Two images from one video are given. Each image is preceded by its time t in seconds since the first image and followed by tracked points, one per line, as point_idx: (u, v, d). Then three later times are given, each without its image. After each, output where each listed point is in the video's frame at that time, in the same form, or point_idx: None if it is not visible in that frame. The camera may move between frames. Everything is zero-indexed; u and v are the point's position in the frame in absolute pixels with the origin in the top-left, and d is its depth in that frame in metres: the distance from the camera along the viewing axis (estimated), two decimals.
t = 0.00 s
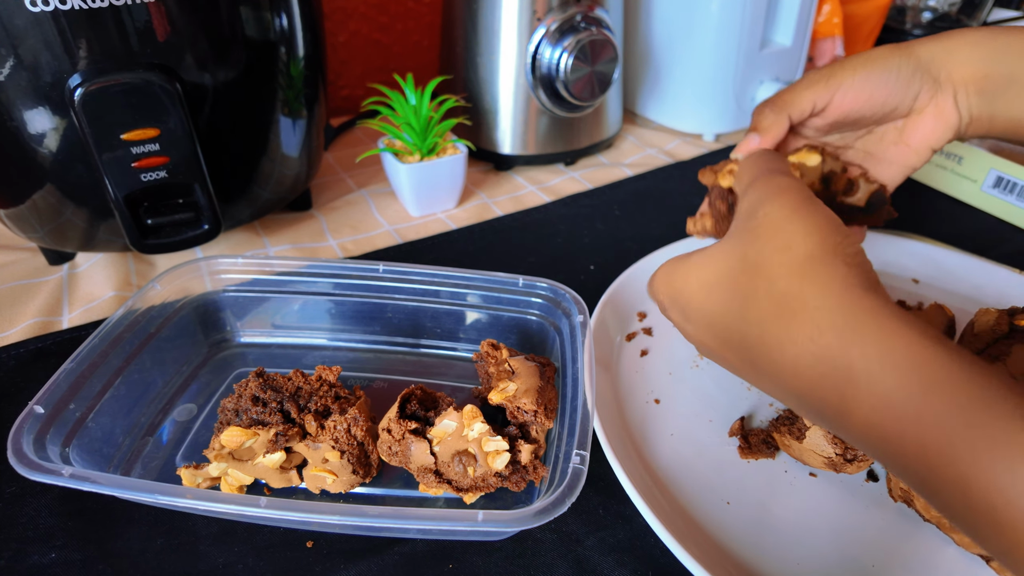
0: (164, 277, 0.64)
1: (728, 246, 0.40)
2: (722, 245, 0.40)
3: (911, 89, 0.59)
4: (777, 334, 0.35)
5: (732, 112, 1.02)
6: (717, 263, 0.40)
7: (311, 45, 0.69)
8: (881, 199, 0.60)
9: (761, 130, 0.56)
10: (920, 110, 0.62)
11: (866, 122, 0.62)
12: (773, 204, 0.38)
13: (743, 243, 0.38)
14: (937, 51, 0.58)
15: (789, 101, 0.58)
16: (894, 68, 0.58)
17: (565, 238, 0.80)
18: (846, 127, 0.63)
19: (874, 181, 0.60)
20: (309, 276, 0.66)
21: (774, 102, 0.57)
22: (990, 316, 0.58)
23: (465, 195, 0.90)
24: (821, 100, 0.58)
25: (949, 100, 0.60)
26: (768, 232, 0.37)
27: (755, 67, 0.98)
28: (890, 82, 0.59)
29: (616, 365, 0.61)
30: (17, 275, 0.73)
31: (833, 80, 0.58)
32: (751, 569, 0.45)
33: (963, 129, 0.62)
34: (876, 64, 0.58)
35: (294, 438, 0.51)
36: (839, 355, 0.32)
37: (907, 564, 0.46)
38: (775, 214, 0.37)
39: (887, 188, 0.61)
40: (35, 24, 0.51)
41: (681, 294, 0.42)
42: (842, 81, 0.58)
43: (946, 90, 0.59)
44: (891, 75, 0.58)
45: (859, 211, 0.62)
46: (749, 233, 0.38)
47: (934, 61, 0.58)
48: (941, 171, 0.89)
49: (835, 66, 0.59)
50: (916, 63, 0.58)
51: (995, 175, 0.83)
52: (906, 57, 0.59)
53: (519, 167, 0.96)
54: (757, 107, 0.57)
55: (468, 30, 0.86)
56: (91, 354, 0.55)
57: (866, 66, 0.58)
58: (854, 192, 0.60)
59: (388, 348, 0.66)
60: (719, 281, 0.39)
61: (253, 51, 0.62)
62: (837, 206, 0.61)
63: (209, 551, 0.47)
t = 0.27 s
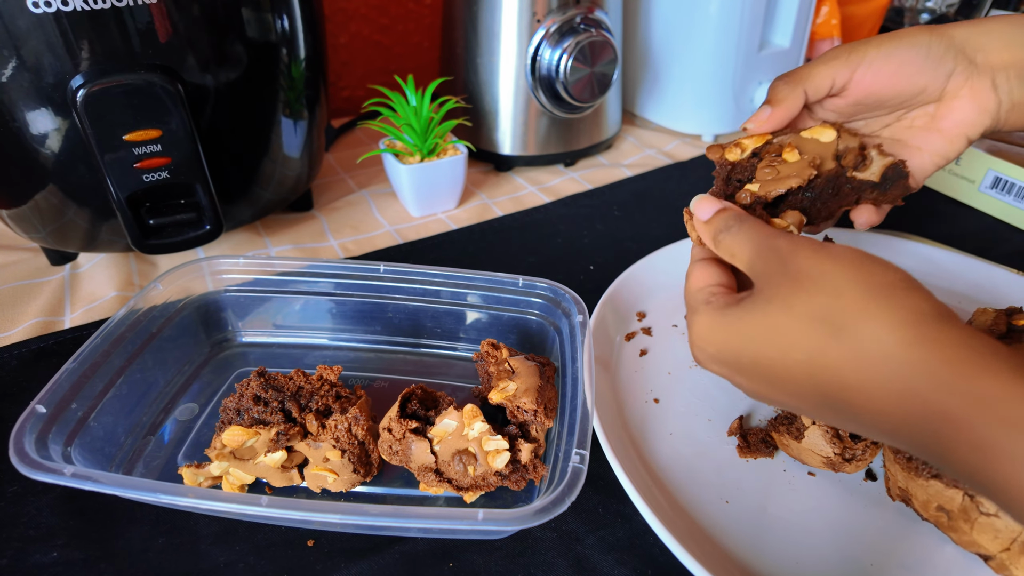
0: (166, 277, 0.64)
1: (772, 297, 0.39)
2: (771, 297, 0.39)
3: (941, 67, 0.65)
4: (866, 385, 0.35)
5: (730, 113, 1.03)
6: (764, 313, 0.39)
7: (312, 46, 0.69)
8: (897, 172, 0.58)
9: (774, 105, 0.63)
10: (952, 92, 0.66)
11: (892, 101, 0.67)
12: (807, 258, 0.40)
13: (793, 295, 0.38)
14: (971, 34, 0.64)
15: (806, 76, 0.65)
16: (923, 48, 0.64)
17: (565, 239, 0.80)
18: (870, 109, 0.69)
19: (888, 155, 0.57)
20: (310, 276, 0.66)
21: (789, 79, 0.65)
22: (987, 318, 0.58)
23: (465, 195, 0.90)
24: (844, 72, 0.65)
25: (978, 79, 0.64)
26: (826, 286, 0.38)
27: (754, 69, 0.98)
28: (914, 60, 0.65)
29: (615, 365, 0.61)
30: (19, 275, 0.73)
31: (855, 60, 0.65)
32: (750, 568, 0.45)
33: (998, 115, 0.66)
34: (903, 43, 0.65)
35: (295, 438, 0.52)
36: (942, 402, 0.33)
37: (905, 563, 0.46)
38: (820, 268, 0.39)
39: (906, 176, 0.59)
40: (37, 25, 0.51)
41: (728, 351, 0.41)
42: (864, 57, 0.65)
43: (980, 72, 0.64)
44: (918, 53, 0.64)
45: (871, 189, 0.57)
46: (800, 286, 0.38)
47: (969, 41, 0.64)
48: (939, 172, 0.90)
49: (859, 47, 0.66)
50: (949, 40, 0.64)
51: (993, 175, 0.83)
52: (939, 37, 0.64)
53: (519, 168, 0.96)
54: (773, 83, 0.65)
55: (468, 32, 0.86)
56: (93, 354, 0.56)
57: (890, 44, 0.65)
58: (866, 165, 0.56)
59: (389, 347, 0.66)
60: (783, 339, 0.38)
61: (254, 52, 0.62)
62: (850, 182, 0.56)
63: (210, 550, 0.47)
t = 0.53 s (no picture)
0: (166, 277, 0.64)
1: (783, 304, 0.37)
2: (782, 301, 0.37)
3: (1002, 21, 0.67)
4: (894, 387, 0.34)
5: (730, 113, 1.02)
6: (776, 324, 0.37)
7: (312, 46, 0.69)
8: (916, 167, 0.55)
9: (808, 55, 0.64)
10: (1008, 51, 0.70)
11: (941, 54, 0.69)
12: (815, 251, 0.37)
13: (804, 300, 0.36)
14: None
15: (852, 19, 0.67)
16: (985, 2, 0.66)
17: (565, 239, 0.80)
18: (913, 63, 0.72)
19: (911, 144, 0.55)
20: (310, 276, 0.66)
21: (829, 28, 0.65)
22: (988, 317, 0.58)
23: (465, 195, 0.90)
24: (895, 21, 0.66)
25: None
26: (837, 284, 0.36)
27: (754, 69, 0.98)
28: (973, 12, 0.66)
29: (615, 365, 0.61)
30: (19, 275, 0.73)
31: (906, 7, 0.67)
32: (751, 568, 0.45)
33: None
34: None
35: (295, 438, 0.52)
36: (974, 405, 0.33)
37: (905, 563, 0.46)
38: (833, 262, 0.36)
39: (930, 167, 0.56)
40: (37, 25, 0.51)
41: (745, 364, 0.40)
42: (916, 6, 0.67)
43: None
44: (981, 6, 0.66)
45: (888, 180, 0.54)
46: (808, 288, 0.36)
47: None
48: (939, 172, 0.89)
49: None
50: None
51: (993, 175, 0.83)
52: None
53: (519, 168, 0.96)
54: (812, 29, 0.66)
55: (468, 32, 0.86)
56: (93, 354, 0.56)
57: None
58: (888, 152, 0.54)
59: (389, 348, 0.66)
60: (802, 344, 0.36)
61: (254, 52, 0.62)
62: (867, 167, 0.53)
63: (210, 550, 0.47)
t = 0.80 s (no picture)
0: (164, 277, 0.63)
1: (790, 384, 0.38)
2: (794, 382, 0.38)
3: (992, 34, 0.69)
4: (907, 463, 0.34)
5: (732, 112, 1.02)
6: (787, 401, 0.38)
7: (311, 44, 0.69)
8: (942, 202, 0.54)
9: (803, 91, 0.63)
10: (998, 62, 0.72)
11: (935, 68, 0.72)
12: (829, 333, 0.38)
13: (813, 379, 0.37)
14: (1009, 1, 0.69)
15: (844, 49, 0.67)
16: (974, 17, 0.67)
17: (565, 239, 0.80)
18: (907, 81, 0.74)
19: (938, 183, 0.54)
20: (308, 276, 0.66)
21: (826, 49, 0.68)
22: (990, 317, 0.57)
23: (465, 195, 0.90)
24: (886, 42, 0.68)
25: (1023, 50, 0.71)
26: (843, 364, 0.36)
27: (755, 67, 0.97)
28: (964, 29, 0.68)
29: (616, 366, 0.61)
30: (17, 275, 0.73)
31: (897, 32, 0.67)
32: (752, 570, 0.45)
33: None
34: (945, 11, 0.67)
35: (293, 439, 0.51)
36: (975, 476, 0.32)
37: (907, 564, 0.46)
38: (846, 346, 0.37)
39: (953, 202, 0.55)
40: (34, 23, 0.51)
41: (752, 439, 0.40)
42: (907, 24, 0.68)
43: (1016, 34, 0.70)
44: (969, 21, 0.67)
45: (913, 218, 0.55)
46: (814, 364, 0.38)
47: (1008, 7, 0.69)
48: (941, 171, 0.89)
49: (903, 16, 0.68)
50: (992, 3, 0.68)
51: (996, 175, 0.83)
52: None
53: (519, 167, 0.96)
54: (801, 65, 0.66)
55: (468, 30, 0.86)
56: (90, 354, 0.55)
57: (937, 13, 0.67)
58: (915, 191, 0.54)
59: (388, 348, 0.66)
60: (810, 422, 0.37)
61: (253, 51, 0.61)
62: (890, 209, 0.54)
63: (208, 552, 0.47)
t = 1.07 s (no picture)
0: (164, 278, 0.63)
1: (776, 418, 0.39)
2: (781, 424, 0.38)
3: (973, 37, 0.71)
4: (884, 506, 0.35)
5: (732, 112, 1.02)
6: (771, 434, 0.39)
7: (311, 44, 0.69)
8: (953, 159, 0.56)
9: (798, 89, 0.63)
10: (981, 65, 0.74)
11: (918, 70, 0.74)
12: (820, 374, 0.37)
13: (798, 421, 0.37)
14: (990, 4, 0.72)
15: (832, 50, 0.70)
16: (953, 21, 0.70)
17: (565, 239, 0.80)
18: (895, 86, 0.77)
19: (946, 141, 0.56)
20: (308, 276, 0.66)
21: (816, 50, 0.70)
22: (990, 317, 0.58)
23: (465, 195, 0.90)
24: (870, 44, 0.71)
25: (1005, 52, 0.73)
26: (830, 413, 0.36)
27: (754, 67, 0.97)
28: (944, 31, 0.71)
29: (616, 366, 0.61)
30: (17, 275, 0.73)
31: (880, 35, 0.71)
32: (752, 570, 0.45)
33: None
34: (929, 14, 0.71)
35: (293, 439, 0.51)
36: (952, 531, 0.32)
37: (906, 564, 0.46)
38: (834, 392, 0.36)
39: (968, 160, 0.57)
40: (34, 23, 0.51)
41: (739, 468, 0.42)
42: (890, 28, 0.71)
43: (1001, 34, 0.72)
44: (948, 23, 0.71)
45: (930, 179, 0.57)
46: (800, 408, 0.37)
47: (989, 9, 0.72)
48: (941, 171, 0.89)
49: (885, 20, 0.71)
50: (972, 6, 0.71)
51: (995, 175, 0.83)
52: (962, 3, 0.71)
53: (519, 167, 0.96)
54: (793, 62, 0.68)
55: (468, 30, 0.86)
56: (90, 354, 0.55)
57: (917, 16, 0.71)
58: (922, 154, 0.57)
59: (388, 348, 0.66)
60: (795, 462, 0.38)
61: (253, 51, 0.61)
62: (904, 173, 0.56)
63: (208, 551, 0.47)
